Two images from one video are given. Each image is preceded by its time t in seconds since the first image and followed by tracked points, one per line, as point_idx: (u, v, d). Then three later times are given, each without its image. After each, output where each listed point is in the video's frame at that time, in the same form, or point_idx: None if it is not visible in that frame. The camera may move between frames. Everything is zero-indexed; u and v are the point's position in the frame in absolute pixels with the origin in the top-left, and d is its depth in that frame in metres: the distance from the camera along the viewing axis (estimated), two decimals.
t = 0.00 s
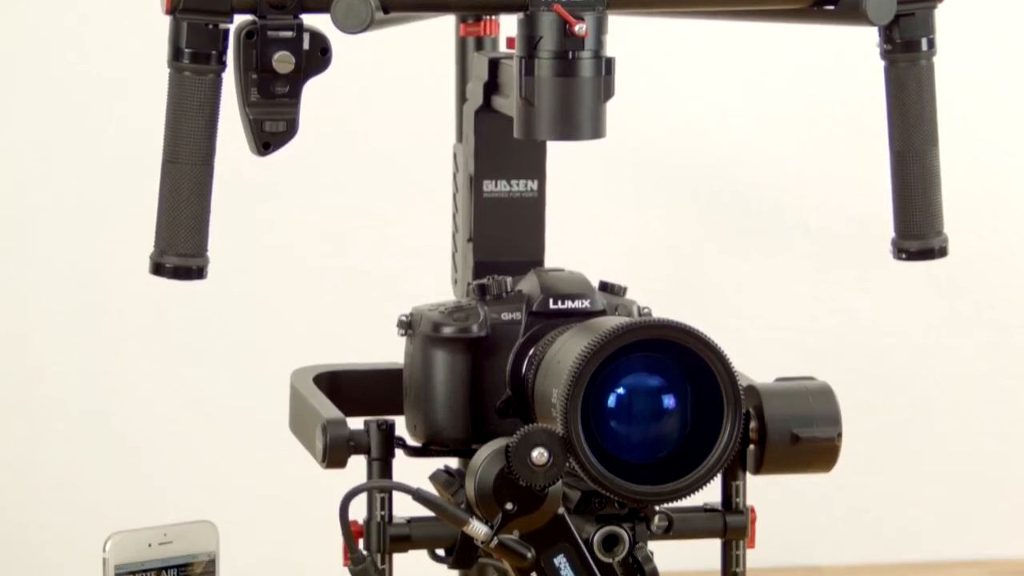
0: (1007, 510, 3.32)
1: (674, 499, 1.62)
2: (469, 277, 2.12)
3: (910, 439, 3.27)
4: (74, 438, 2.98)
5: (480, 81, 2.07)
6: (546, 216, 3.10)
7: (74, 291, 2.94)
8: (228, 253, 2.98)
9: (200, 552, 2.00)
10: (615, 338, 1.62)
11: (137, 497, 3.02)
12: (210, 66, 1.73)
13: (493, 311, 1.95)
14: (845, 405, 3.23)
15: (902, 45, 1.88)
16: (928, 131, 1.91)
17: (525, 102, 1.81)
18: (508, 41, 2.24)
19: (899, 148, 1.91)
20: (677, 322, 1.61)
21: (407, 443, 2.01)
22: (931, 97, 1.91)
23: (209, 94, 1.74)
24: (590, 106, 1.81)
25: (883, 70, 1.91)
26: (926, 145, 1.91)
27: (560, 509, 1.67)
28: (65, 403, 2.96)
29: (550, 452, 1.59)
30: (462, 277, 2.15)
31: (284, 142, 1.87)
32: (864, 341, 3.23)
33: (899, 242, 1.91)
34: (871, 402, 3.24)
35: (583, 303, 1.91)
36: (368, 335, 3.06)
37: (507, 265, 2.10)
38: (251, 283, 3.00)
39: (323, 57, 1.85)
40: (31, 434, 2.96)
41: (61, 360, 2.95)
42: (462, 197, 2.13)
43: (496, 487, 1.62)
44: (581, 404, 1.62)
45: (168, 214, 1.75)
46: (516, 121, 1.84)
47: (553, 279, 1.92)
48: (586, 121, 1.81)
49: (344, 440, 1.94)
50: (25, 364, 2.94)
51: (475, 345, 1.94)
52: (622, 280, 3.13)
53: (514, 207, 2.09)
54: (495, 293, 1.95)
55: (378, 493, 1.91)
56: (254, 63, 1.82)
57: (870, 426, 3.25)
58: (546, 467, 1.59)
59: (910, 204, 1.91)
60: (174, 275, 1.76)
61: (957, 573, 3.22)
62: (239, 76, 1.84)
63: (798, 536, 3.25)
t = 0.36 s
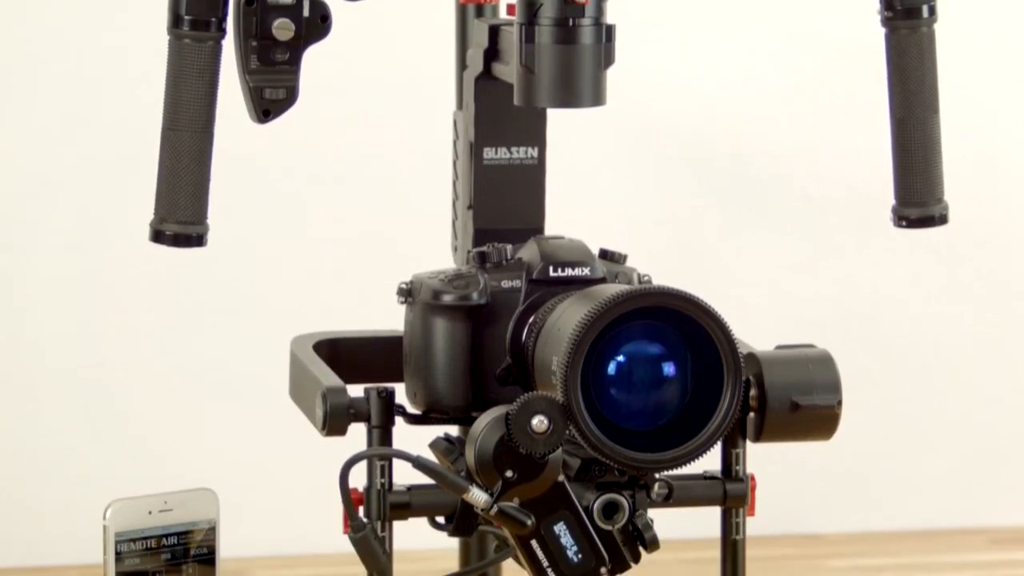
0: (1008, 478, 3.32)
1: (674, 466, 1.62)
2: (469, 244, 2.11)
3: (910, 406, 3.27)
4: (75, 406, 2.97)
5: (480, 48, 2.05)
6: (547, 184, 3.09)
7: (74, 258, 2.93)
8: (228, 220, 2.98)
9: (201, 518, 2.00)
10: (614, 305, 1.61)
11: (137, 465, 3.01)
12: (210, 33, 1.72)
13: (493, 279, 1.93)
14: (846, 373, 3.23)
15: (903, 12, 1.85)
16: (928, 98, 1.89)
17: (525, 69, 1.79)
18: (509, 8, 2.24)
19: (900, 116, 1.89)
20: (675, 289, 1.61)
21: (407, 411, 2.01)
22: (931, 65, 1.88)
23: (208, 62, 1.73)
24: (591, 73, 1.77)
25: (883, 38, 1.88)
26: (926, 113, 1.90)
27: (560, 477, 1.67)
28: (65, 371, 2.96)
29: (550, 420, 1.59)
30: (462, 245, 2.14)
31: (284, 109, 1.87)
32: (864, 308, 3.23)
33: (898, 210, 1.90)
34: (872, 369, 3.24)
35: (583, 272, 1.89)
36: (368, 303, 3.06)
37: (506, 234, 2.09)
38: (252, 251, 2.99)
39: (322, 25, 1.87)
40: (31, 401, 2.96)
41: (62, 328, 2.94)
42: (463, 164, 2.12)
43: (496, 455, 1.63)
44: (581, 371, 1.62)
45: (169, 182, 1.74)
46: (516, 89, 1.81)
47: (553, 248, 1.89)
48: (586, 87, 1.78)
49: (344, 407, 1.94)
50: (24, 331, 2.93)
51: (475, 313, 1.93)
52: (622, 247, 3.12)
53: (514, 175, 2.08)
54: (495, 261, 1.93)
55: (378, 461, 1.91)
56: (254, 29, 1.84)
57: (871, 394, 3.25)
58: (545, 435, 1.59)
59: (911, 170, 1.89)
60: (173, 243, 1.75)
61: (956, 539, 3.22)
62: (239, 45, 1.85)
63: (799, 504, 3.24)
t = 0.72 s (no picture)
0: (1008, 448, 3.32)
1: (675, 435, 1.63)
2: (469, 214, 2.10)
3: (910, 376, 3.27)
4: (74, 376, 2.97)
5: (480, 17, 2.04)
6: (546, 153, 3.09)
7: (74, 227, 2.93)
8: (228, 189, 2.97)
9: (200, 488, 2.04)
10: (613, 274, 1.61)
11: (136, 435, 3.00)
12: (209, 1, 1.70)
13: (493, 248, 1.93)
14: (846, 342, 3.23)
15: None
16: (930, 67, 1.88)
17: (524, 37, 1.78)
18: None
19: (901, 85, 1.88)
20: (675, 258, 1.61)
21: (407, 379, 2.01)
22: (932, 33, 1.87)
23: (207, 30, 1.72)
24: (591, 41, 1.76)
25: (885, 6, 1.88)
26: (926, 81, 1.87)
27: (560, 446, 1.67)
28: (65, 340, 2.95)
29: (550, 389, 1.59)
30: (462, 214, 2.13)
31: (284, 78, 1.90)
32: (864, 277, 3.22)
33: (899, 178, 1.88)
34: (872, 339, 3.24)
35: (583, 241, 1.88)
36: (368, 273, 3.05)
37: (507, 203, 2.08)
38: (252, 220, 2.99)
39: None
40: (31, 370, 2.95)
41: (61, 298, 2.93)
42: (463, 134, 2.11)
43: (495, 424, 1.63)
44: (581, 340, 1.61)
45: (169, 150, 1.74)
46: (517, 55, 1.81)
47: (553, 216, 1.89)
48: (586, 54, 1.77)
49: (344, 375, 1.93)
50: (24, 299, 2.92)
51: (475, 281, 1.93)
52: (622, 217, 3.12)
53: (513, 143, 2.07)
54: (495, 230, 1.93)
55: (378, 430, 1.92)
56: None
57: (871, 363, 3.25)
58: (545, 404, 1.59)
59: (911, 137, 1.88)
60: (172, 211, 1.74)
61: (954, 506, 3.22)
62: (239, 14, 1.88)
63: (799, 474, 3.24)
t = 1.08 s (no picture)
0: (1008, 421, 3.32)
1: (675, 407, 1.62)
2: (469, 186, 2.09)
3: (911, 348, 3.27)
4: (74, 349, 2.96)
5: None
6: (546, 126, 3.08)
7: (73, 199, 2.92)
8: (227, 162, 2.97)
9: (200, 460, 1.91)
10: (613, 247, 1.60)
11: (136, 408, 2.99)
12: None
13: (493, 221, 1.92)
14: (846, 315, 3.22)
15: None
16: (931, 40, 1.87)
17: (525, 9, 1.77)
18: None
19: (901, 58, 1.87)
20: (675, 231, 1.60)
21: (408, 351, 2.01)
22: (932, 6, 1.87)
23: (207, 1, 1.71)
24: (591, 12, 1.76)
25: None
26: (927, 55, 1.87)
27: (560, 418, 1.67)
28: (64, 313, 2.94)
29: (551, 361, 1.59)
30: (462, 186, 2.12)
31: (284, 50, 1.90)
32: (865, 250, 3.22)
33: (900, 151, 1.87)
34: (872, 312, 3.24)
35: (583, 213, 1.87)
36: (368, 246, 3.05)
37: (507, 175, 2.07)
38: (251, 193, 2.98)
39: None
40: (30, 344, 2.94)
41: (61, 269, 2.93)
42: (462, 106, 2.10)
43: (496, 396, 1.63)
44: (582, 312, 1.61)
45: (169, 121, 1.73)
46: (517, 26, 1.80)
47: (554, 189, 1.88)
48: (586, 25, 1.76)
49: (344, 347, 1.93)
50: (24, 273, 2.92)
51: (475, 253, 1.92)
52: (622, 190, 3.11)
53: (513, 116, 2.07)
54: (495, 202, 1.92)
55: (378, 403, 1.92)
56: None
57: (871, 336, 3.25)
58: (546, 376, 1.59)
59: (912, 106, 1.86)
60: (171, 183, 1.74)
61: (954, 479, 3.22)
62: None
63: (799, 446, 3.24)
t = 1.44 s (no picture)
0: (1010, 394, 3.32)
1: (676, 379, 1.62)
2: (471, 157, 2.09)
3: (912, 321, 3.26)
4: (75, 322, 2.96)
5: None
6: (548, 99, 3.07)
7: (73, 172, 2.92)
8: (228, 134, 2.97)
9: (202, 432, 1.75)
10: (614, 220, 1.60)
11: (136, 381, 2.99)
12: None
13: (494, 193, 1.91)
14: (848, 288, 3.22)
15: None
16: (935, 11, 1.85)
17: None
18: None
19: (904, 30, 1.86)
20: (677, 203, 1.60)
21: (409, 324, 2.01)
22: None
23: None
24: None
25: None
26: (931, 26, 1.85)
27: (561, 390, 1.66)
28: (64, 286, 2.94)
29: (552, 333, 1.59)
30: (463, 158, 2.12)
31: (285, 21, 1.86)
32: (867, 223, 3.21)
33: (902, 124, 1.87)
34: (873, 285, 3.23)
35: (584, 184, 1.86)
36: (369, 219, 3.04)
37: (507, 147, 2.07)
38: (252, 165, 2.98)
39: None
40: (32, 317, 2.94)
41: (62, 241, 2.93)
42: (464, 78, 2.09)
43: (497, 368, 1.63)
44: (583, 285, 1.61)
45: (169, 92, 1.72)
46: None
47: (555, 159, 1.87)
48: None
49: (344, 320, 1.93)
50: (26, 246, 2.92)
51: (476, 226, 1.92)
52: (624, 163, 3.11)
53: (514, 87, 2.06)
54: (496, 174, 1.92)
55: (379, 375, 1.92)
56: None
57: (872, 310, 3.24)
58: (547, 347, 1.59)
59: (915, 78, 1.86)
60: (172, 155, 1.73)
61: (956, 451, 3.22)
62: None
63: (800, 419, 3.24)
